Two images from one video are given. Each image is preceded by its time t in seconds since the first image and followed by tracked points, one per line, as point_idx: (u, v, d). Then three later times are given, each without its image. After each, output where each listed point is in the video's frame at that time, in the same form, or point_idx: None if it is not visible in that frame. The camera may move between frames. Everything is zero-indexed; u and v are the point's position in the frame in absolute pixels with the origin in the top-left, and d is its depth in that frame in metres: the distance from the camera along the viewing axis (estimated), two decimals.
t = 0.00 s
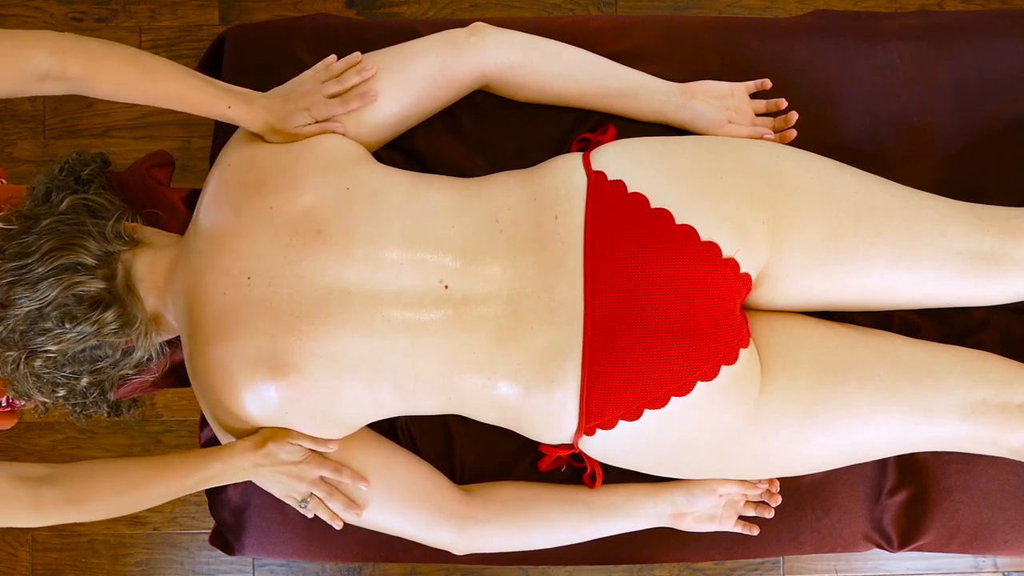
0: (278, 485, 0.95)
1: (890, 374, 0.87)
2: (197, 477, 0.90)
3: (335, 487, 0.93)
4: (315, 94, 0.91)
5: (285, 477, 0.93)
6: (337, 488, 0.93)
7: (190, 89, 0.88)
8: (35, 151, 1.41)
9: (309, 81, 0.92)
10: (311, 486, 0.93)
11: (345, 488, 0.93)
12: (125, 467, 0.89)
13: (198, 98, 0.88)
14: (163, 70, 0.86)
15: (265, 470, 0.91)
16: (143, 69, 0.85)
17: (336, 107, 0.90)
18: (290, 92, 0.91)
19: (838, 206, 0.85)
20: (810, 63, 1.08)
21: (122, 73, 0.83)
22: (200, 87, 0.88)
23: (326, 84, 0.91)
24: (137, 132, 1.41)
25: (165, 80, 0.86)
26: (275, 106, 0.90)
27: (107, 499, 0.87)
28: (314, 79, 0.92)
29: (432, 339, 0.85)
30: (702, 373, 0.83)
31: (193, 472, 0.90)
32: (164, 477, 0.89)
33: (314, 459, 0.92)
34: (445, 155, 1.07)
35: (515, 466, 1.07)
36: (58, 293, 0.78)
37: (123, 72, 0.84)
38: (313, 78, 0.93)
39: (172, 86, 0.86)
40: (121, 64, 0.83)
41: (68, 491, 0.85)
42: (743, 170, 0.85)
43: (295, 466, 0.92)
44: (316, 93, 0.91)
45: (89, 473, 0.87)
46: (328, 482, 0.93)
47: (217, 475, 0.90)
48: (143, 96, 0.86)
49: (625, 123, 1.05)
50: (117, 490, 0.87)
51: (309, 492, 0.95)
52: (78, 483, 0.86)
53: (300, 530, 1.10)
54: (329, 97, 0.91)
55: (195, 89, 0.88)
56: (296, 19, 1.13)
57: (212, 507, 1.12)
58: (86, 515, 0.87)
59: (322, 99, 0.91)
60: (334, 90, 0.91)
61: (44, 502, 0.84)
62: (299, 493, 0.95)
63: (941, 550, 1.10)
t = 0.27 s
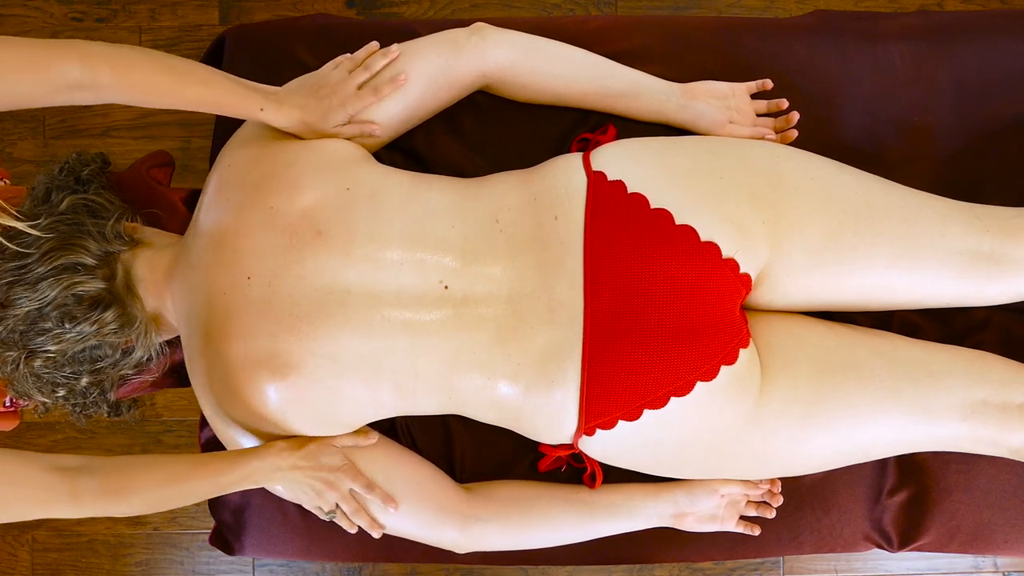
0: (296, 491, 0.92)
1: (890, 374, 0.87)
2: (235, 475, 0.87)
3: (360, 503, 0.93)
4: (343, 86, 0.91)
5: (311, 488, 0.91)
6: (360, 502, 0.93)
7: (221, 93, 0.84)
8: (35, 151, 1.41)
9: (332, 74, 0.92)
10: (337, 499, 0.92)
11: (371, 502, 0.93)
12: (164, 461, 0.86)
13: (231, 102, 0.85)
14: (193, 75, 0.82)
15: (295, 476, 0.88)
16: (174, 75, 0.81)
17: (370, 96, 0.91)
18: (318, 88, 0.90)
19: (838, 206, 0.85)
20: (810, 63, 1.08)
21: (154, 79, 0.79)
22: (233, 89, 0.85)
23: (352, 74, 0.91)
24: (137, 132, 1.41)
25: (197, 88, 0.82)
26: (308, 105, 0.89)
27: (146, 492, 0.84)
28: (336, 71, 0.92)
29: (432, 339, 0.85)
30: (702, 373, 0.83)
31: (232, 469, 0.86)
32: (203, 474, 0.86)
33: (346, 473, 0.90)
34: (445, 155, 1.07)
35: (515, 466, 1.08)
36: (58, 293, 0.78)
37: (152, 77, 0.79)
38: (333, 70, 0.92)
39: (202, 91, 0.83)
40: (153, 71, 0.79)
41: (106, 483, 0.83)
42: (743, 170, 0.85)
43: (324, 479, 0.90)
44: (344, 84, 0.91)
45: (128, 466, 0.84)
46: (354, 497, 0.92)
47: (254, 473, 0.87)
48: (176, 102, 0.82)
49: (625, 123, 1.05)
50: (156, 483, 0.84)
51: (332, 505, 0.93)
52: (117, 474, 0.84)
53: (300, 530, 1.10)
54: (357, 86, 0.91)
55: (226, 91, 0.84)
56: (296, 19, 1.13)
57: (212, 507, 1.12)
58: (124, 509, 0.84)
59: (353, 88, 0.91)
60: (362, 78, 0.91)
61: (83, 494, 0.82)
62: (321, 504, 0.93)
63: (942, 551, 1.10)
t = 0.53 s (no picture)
0: (319, 495, 0.90)
1: (889, 374, 0.87)
2: (263, 474, 0.84)
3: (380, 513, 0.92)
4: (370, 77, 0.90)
5: (336, 496, 0.89)
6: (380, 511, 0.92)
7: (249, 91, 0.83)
8: (35, 151, 1.41)
9: (356, 66, 0.91)
10: (360, 508, 0.90)
11: (392, 513, 0.92)
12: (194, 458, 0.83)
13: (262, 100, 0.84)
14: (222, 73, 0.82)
15: (323, 481, 0.87)
16: (204, 76, 0.80)
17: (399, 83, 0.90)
18: (346, 83, 0.90)
19: (838, 206, 0.85)
20: (810, 63, 1.08)
21: (185, 81, 0.79)
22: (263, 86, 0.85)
23: (377, 64, 0.91)
24: (137, 132, 1.41)
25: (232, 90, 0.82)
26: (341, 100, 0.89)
27: (177, 488, 0.81)
28: (360, 63, 0.91)
29: (432, 339, 0.85)
30: (702, 373, 0.83)
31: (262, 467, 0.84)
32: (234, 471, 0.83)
33: (373, 483, 0.89)
34: (445, 155, 1.07)
35: (515, 465, 1.08)
36: (58, 293, 0.78)
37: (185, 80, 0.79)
38: (357, 62, 0.91)
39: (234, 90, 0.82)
40: (184, 72, 0.79)
41: (139, 476, 0.79)
42: (743, 170, 0.85)
43: (349, 488, 0.88)
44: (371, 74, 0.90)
45: (159, 460, 0.81)
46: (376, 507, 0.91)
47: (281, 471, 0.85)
48: (208, 102, 0.82)
49: (625, 123, 1.05)
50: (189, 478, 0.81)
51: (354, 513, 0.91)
52: (150, 468, 0.80)
53: (301, 530, 1.10)
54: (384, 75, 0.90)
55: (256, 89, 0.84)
56: (296, 19, 1.13)
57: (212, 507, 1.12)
58: (153, 505, 0.80)
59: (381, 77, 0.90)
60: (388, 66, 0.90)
61: (115, 487, 0.77)
62: (343, 512, 0.91)
63: (941, 551, 1.10)
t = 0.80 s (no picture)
0: (336, 500, 0.89)
1: (890, 374, 0.87)
2: (283, 476, 0.82)
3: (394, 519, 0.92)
4: (391, 67, 0.90)
5: (354, 501, 0.88)
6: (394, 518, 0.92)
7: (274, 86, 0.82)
8: (35, 151, 1.41)
9: (376, 57, 0.91)
10: (376, 514, 0.90)
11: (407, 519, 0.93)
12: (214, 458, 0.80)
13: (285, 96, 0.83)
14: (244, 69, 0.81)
15: (340, 485, 0.86)
16: (227, 74, 0.80)
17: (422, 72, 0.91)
18: (370, 73, 0.89)
19: (838, 206, 0.85)
20: (810, 63, 1.08)
21: (206, 79, 0.78)
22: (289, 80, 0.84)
23: (398, 55, 0.91)
24: (137, 132, 1.41)
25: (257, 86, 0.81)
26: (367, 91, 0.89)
27: (197, 488, 0.78)
28: (380, 54, 0.91)
29: (431, 339, 0.85)
30: (702, 373, 0.83)
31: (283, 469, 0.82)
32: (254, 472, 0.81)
33: (390, 489, 0.88)
34: (445, 154, 1.07)
35: (515, 465, 1.08)
36: (58, 293, 0.78)
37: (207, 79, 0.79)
38: (377, 54, 0.91)
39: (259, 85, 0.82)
40: (209, 70, 0.78)
41: (160, 475, 0.77)
42: (743, 170, 0.85)
43: (367, 494, 0.87)
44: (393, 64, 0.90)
45: (179, 459, 0.79)
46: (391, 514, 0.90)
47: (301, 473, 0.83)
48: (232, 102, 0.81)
49: (625, 123, 1.05)
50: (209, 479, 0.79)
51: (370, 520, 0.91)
52: (171, 467, 0.78)
53: (301, 530, 1.10)
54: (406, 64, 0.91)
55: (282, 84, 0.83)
56: (296, 19, 1.13)
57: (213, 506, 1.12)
58: (172, 505, 0.78)
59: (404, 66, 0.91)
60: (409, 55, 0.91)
61: (136, 485, 0.75)
62: (358, 518, 0.90)
63: (942, 551, 1.11)
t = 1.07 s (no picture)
0: (350, 503, 0.88)
1: (889, 374, 0.87)
2: (298, 476, 0.81)
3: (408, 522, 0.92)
4: (407, 59, 0.91)
5: (367, 504, 0.87)
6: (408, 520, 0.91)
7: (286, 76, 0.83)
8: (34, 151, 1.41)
9: (392, 50, 0.91)
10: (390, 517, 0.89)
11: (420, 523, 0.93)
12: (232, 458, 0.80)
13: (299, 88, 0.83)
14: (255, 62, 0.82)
15: (354, 488, 0.85)
16: (241, 69, 0.80)
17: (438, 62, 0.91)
18: (388, 67, 0.90)
19: (839, 206, 0.85)
20: (810, 63, 1.08)
21: (214, 76, 0.79)
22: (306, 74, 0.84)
23: (414, 47, 0.91)
24: (137, 132, 1.41)
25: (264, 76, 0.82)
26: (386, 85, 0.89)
27: (214, 487, 0.78)
28: (396, 47, 0.91)
29: (431, 339, 0.85)
30: (702, 373, 0.83)
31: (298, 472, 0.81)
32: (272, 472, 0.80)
33: (404, 493, 0.87)
34: (445, 154, 1.07)
35: (515, 465, 1.07)
36: (58, 293, 0.77)
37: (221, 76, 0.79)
38: (393, 47, 0.92)
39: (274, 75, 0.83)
40: (229, 69, 0.80)
41: (178, 473, 0.76)
42: (743, 170, 0.85)
43: (381, 497, 0.86)
44: (410, 55, 0.91)
45: (199, 459, 0.79)
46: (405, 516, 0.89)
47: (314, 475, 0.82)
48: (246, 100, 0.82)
49: (626, 123, 1.05)
50: (226, 478, 0.78)
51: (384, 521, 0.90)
52: (189, 467, 0.77)
53: (301, 530, 1.10)
54: (422, 56, 0.91)
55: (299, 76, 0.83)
56: (296, 19, 1.13)
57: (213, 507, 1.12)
58: (190, 505, 0.77)
59: (420, 58, 0.91)
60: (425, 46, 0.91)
61: (154, 484, 0.75)
62: (372, 521, 0.90)
63: (942, 551, 1.11)
